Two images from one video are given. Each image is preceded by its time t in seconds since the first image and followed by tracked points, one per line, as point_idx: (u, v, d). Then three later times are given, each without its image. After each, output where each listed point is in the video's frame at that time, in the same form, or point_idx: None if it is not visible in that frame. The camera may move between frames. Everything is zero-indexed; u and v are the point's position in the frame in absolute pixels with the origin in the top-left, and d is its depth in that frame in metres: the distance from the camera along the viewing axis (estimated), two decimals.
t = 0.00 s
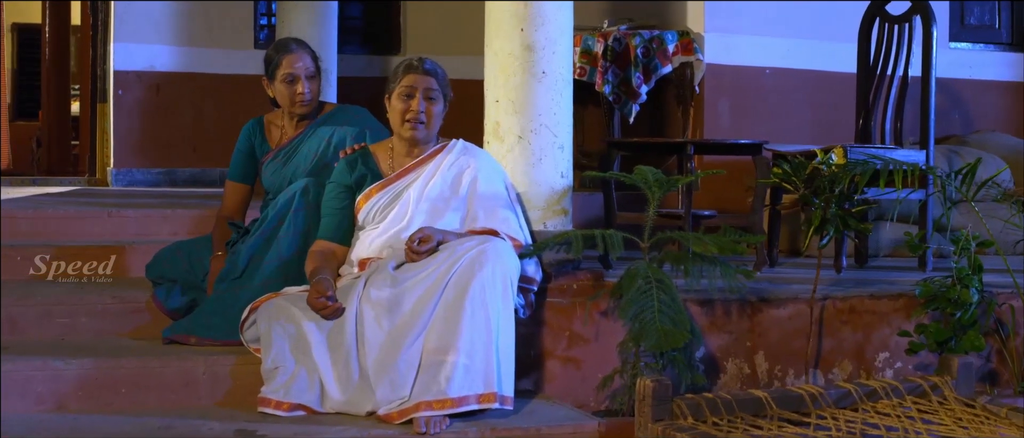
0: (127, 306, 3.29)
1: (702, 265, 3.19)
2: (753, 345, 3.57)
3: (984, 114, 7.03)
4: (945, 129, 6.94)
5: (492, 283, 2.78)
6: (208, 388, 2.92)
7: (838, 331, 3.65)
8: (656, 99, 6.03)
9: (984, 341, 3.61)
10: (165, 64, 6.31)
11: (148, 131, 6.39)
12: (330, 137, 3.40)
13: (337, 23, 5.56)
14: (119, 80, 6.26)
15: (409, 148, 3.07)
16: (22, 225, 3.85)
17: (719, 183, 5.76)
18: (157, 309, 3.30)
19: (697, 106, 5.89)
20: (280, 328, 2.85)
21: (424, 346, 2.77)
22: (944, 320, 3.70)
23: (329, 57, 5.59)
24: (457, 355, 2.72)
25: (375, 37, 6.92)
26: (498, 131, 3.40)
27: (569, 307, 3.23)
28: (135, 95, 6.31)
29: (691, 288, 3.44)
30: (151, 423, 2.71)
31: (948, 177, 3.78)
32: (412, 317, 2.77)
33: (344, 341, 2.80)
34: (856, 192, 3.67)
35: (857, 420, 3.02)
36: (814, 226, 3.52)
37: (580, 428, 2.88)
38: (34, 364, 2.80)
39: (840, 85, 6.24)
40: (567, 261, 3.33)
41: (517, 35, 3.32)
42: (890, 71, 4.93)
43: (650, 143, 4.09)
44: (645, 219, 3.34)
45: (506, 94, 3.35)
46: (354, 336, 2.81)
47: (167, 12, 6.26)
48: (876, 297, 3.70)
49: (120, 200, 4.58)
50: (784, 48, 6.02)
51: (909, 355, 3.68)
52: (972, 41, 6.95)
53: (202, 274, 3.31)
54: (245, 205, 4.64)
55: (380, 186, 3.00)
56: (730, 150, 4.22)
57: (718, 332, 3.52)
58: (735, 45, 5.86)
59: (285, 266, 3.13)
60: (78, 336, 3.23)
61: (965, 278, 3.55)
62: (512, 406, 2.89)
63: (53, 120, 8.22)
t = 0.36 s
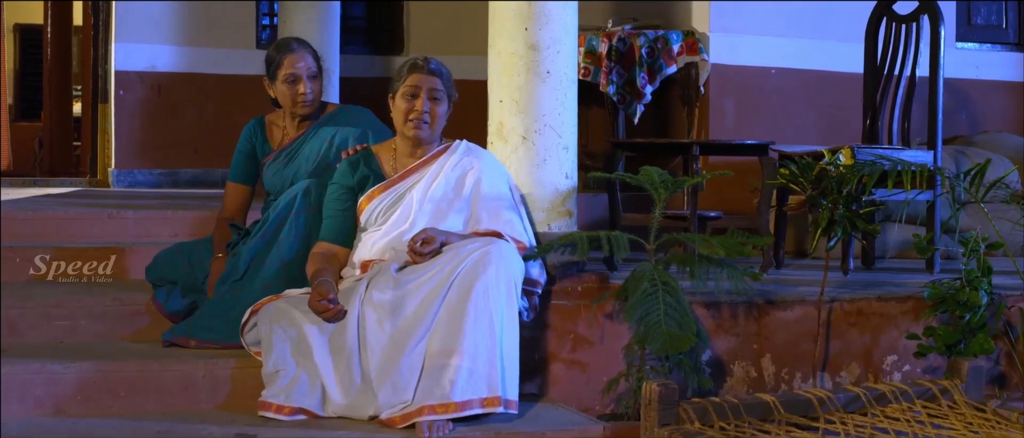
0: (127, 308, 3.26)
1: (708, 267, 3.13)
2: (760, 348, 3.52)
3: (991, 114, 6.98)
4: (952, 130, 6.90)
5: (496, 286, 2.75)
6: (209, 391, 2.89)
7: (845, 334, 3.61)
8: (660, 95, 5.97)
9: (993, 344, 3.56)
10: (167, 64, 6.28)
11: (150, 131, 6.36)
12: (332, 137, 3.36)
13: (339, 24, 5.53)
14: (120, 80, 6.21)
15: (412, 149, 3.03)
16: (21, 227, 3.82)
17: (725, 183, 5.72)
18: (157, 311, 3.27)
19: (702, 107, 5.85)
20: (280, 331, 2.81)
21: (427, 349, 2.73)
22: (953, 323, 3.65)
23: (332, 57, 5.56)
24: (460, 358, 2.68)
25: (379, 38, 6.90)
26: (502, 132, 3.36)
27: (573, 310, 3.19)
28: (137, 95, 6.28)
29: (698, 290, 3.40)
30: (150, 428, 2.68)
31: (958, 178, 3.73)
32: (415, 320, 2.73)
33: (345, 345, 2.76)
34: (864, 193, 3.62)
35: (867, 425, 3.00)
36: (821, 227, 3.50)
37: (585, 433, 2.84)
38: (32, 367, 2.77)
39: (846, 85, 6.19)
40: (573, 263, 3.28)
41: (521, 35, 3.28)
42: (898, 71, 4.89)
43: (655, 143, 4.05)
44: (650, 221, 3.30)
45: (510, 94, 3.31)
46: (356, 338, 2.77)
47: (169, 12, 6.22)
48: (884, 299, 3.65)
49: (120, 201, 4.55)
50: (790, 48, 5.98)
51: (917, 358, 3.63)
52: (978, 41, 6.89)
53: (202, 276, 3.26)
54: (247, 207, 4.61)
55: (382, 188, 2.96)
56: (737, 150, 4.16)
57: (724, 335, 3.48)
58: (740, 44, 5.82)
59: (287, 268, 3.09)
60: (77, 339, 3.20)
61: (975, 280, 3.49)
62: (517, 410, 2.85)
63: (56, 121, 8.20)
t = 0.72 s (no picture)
0: (126, 310, 3.23)
1: (714, 269, 3.10)
2: (767, 351, 3.48)
3: (998, 114, 6.93)
4: (959, 130, 6.84)
5: (500, 288, 2.71)
6: (208, 395, 2.86)
7: (852, 336, 3.57)
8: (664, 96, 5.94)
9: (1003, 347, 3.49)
10: (168, 64, 6.25)
11: (151, 132, 6.34)
12: (334, 138, 3.32)
13: (340, 24, 5.48)
14: (122, 81, 6.19)
15: (415, 149, 2.99)
16: (20, 228, 3.79)
17: (731, 183, 5.67)
18: (157, 313, 3.24)
19: (707, 107, 5.80)
20: (281, 334, 2.78)
21: (430, 352, 2.69)
22: (962, 326, 3.59)
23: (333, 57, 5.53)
24: (463, 362, 2.64)
25: (382, 40, 6.86)
26: (506, 132, 3.32)
27: (578, 313, 3.15)
28: (138, 95, 6.25)
29: (704, 292, 3.35)
30: (149, 432, 2.65)
31: (967, 179, 3.67)
32: (418, 323, 2.70)
33: (347, 348, 2.73)
34: (872, 194, 3.57)
35: (877, 430, 2.96)
36: (828, 229, 3.45)
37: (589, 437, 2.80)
38: (28, 371, 2.73)
39: (852, 85, 6.14)
40: (578, 265, 3.21)
41: (525, 34, 3.24)
42: (905, 72, 4.84)
43: (660, 143, 4.01)
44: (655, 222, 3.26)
45: (514, 94, 3.27)
46: (358, 341, 2.73)
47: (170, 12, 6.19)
48: (891, 301, 3.61)
49: (120, 201, 4.52)
50: (795, 48, 5.93)
51: (926, 361, 3.58)
52: (986, 41, 6.81)
53: (202, 278, 3.23)
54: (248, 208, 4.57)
55: (385, 190, 2.92)
56: (744, 151, 4.11)
57: (731, 337, 3.44)
58: (745, 44, 5.77)
59: (288, 270, 3.06)
60: (76, 341, 3.17)
61: (984, 282, 3.43)
62: (521, 414, 2.81)
63: (58, 121, 8.18)
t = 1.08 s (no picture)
0: (125, 312, 3.19)
1: (720, 270, 3.06)
2: (772, 352, 3.44)
3: (1004, 114, 6.88)
4: (964, 130, 6.80)
5: (503, 290, 2.68)
6: (208, 397, 2.83)
7: (859, 338, 3.53)
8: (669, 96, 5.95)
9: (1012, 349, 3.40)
10: (169, 64, 6.23)
11: (152, 132, 6.31)
12: (335, 137, 3.29)
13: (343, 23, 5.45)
14: (123, 80, 6.17)
15: (417, 150, 2.96)
16: (20, 228, 3.77)
17: (738, 183, 5.64)
18: (156, 315, 3.21)
19: (711, 107, 5.75)
20: (282, 336, 2.74)
21: (432, 354, 2.66)
22: (970, 328, 3.55)
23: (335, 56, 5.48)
24: (465, 365, 2.61)
25: (384, 40, 6.83)
26: (509, 132, 3.28)
27: (581, 314, 3.12)
28: (139, 95, 6.23)
29: (709, 294, 3.31)
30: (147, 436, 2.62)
31: (975, 178, 3.62)
32: (420, 325, 2.66)
33: (348, 350, 2.69)
34: (879, 194, 3.54)
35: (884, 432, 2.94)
36: (835, 229, 3.41)
37: None
38: (25, 373, 2.70)
39: (857, 85, 6.10)
40: (581, 266, 3.19)
41: (528, 32, 3.21)
42: (910, 71, 4.80)
43: (664, 143, 3.97)
44: (660, 222, 3.23)
45: (516, 93, 3.23)
46: (358, 343, 2.69)
47: (171, 11, 6.16)
48: (898, 303, 3.56)
49: (120, 202, 4.49)
50: (800, 47, 5.89)
51: (933, 363, 3.55)
52: (991, 40, 6.76)
53: (202, 279, 3.20)
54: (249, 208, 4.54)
55: (386, 191, 2.88)
56: (749, 150, 4.07)
57: (736, 340, 3.40)
58: (749, 43, 5.73)
59: (289, 272, 3.02)
60: (75, 343, 3.14)
61: (992, 282, 3.34)
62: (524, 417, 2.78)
63: (59, 122, 8.17)
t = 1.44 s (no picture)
0: (124, 314, 3.16)
1: (726, 271, 3.02)
2: (779, 355, 3.40)
3: (1011, 114, 6.84)
4: (971, 130, 6.75)
5: (507, 292, 2.64)
6: (208, 400, 2.79)
7: (866, 340, 3.49)
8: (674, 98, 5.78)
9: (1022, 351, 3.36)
10: (171, 64, 6.20)
11: (154, 132, 6.29)
12: (337, 137, 3.26)
13: (344, 22, 5.41)
14: (124, 81, 6.15)
15: (421, 150, 2.93)
16: (19, 229, 3.74)
17: (744, 183, 5.59)
18: (156, 317, 3.18)
19: (716, 107, 5.71)
20: (283, 338, 2.71)
21: (435, 357, 2.63)
22: (978, 330, 3.50)
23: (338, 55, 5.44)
24: (469, 367, 2.58)
25: (387, 39, 6.80)
26: (512, 132, 3.24)
27: (585, 316, 3.08)
28: (140, 95, 6.20)
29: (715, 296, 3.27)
30: None
31: (984, 178, 3.56)
32: (423, 327, 2.63)
33: (350, 352, 2.66)
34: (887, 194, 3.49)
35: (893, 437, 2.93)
36: (843, 230, 3.37)
37: None
38: (24, 376, 2.68)
39: (862, 84, 6.06)
40: (586, 267, 3.14)
41: (532, 31, 3.17)
42: (917, 71, 4.76)
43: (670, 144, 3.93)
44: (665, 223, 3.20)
45: (521, 93, 3.20)
46: (361, 346, 2.66)
47: (172, 11, 6.13)
48: (906, 304, 3.52)
49: (120, 203, 4.46)
50: (805, 47, 5.85)
51: (941, 366, 3.50)
52: (998, 40, 6.71)
53: (202, 281, 3.17)
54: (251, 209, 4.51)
55: (389, 193, 2.85)
56: (754, 150, 4.03)
57: (742, 342, 3.37)
58: (755, 43, 5.69)
59: (290, 274, 2.99)
60: (74, 345, 3.11)
61: (1001, 284, 3.29)
62: (528, 420, 2.74)
63: (62, 122, 8.17)
